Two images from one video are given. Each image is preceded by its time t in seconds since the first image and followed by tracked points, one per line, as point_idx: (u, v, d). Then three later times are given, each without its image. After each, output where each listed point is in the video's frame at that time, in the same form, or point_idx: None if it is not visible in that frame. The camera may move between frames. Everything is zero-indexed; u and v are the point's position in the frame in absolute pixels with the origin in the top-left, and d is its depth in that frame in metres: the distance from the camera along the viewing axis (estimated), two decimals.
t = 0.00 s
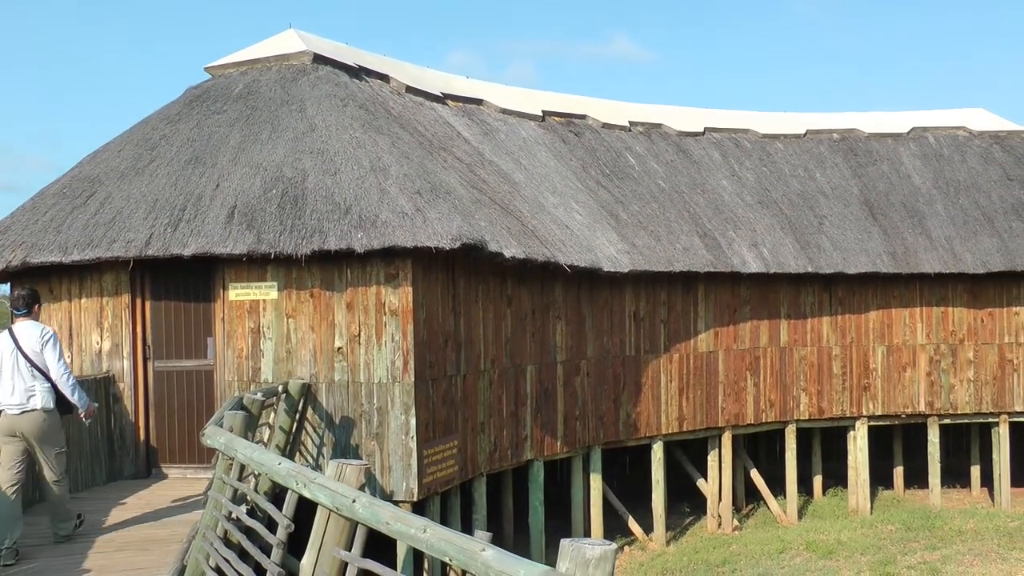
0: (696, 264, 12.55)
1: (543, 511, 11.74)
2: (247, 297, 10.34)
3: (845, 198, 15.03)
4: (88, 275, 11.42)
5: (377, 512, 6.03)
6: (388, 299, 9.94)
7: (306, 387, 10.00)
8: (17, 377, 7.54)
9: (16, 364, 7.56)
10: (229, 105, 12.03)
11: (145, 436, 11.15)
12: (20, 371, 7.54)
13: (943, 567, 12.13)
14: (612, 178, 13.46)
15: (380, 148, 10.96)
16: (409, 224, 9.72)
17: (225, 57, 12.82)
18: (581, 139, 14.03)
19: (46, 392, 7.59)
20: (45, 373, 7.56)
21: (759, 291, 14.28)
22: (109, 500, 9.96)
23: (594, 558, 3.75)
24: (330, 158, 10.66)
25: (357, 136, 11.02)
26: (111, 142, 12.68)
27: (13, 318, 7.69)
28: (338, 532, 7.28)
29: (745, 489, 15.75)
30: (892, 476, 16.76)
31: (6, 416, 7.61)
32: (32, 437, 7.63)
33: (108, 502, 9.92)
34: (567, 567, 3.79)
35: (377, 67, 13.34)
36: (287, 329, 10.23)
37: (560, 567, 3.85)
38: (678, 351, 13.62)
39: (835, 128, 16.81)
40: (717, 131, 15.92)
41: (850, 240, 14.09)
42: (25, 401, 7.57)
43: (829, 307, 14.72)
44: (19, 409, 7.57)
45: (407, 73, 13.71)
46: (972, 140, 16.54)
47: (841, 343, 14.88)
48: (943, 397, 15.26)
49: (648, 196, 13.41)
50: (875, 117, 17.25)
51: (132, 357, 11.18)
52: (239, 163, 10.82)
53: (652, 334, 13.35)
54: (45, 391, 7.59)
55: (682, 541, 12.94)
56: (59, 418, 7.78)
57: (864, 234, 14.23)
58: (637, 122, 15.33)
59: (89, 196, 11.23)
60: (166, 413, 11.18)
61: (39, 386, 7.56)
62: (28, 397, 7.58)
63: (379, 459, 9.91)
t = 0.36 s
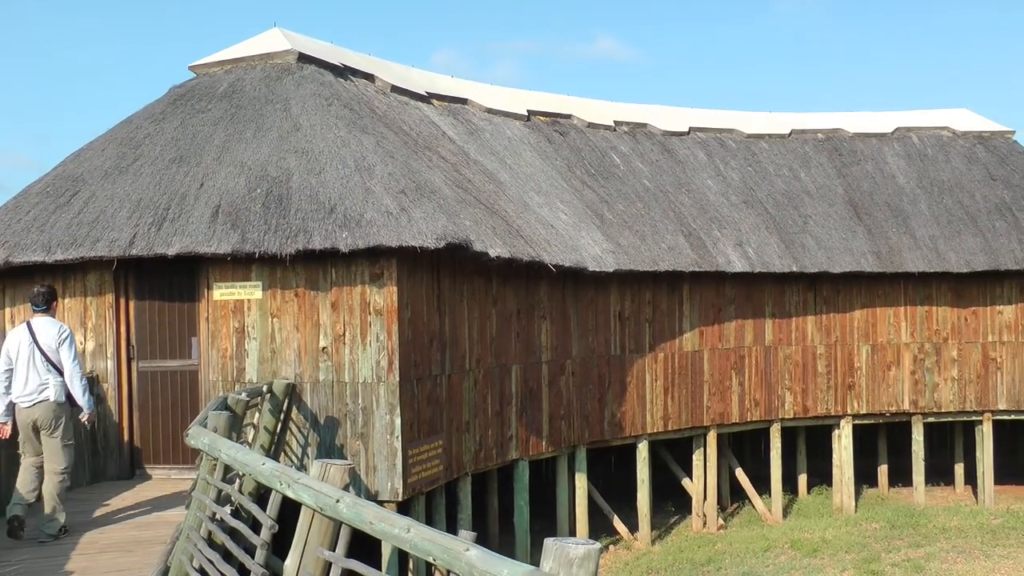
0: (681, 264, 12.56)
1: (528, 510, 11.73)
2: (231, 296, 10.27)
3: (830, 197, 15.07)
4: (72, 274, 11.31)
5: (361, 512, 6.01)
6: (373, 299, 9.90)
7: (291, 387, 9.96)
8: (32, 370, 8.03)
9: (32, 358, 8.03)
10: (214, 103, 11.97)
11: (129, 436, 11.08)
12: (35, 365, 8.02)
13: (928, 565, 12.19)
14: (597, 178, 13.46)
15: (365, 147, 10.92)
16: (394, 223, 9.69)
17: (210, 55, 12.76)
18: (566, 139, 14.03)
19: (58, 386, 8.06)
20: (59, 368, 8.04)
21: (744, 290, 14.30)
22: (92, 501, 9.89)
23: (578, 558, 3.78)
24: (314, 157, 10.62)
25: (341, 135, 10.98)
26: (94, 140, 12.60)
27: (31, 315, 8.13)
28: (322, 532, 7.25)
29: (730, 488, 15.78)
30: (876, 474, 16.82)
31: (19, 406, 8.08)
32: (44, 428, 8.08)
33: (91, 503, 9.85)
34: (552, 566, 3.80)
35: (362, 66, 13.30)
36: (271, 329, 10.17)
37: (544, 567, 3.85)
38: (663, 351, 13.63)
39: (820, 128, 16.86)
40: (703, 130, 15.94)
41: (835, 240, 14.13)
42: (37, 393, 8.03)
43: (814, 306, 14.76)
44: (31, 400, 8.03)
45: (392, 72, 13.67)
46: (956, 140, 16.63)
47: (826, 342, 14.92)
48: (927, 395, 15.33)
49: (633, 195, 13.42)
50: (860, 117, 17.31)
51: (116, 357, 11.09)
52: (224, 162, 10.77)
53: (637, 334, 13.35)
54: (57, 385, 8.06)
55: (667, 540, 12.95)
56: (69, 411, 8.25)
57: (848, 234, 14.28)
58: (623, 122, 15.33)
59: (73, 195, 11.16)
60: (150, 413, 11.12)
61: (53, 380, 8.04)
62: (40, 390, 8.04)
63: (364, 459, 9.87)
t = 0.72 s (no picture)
0: (661, 264, 12.56)
1: (508, 509, 11.73)
2: (211, 295, 10.19)
3: (810, 198, 15.11)
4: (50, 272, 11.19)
5: (340, 512, 5.99)
6: (353, 298, 9.86)
7: (270, 387, 9.90)
8: (28, 368, 8.33)
9: (27, 358, 8.32)
10: (194, 101, 11.89)
11: (107, 437, 10.99)
12: (31, 363, 8.31)
13: (907, 563, 12.24)
14: (578, 178, 13.46)
15: (345, 146, 10.87)
16: (374, 223, 9.65)
17: (190, 53, 12.67)
18: (547, 138, 14.01)
19: (53, 383, 8.35)
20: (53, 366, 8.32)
21: (725, 290, 14.34)
22: (69, 502, 9.79)
23: (556, 557, 3.78)
24: (294, 156, 10.56)
25: (321, 134, 10.93)
26: (73, 138, 12.49)
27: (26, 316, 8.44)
28: (302, 532, 7.22)
29: (710, 487, 15.82)
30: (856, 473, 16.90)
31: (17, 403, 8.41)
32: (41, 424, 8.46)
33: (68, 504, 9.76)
34: (530, 565, 3.82)
35: (343, 65, 13.25)
36: (251, 328, 10.11)
37: (522, 567, 3.87)
38: (644, 350, 13.64)
39: (801, 128, 16.90)
40: (684, 131, 15.96)
41: (815, 240, 14.18)
42: (32, 390, 8.33)
43: (794, 306, 14.81)
44: (27, 398, 8.35)
45: (373, 71, 13.62)
46: (935, 141, 16.72)
47: (806, 342, 14.97)
48: (906, 395, 15.41)
49: (613, 195, 13.42)
50: (841, 118, 17.37)
51: (94, 356, 10.97)
52: (203, 160, 10.69)
53: (618, 333, 13.35)
54: (52, 382, 8.35)
55: (648, 539, 12.95)
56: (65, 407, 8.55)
57: (828, 234, 14.33)
58: (604, 121, 15.33)
59: (51, 193, 11.07)
60: (129, 413, 11.03)
61: (48, 378, 8.34)
62: (35, 387, 8.34)
63: (344, 459, 9.82)
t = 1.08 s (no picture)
0: (641, 262, 12.56)
1: (487, 508, 11.73)
2: (190, 295, 10.12)
3: (789, 197, 15.16)
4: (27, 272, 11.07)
5: (319, 512, 5.96)
6: (332, 298, 9.82)
7: (249, 387, 9.84)
8: (20, 363, 8.75)
9: (19, 353, 8.74)
10: (172, 100, 11.80)
11: (85, 438, 10.90)
12: (22, 359, 8.73)
13: (885, 559, 12.31)
14: (557, 177, 13.45)
15: (324, 145, 10.82)
16: (353, 222, 9.62)
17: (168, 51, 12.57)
18: (527, 137, 14.00)
19: (45, 375, 8.81)
20: (43, 359, 8.77)
21: (704, 289, 14.36)
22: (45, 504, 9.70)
23: (535, 555, 3.85)
24: (273, 155, 10.50)
25: (300, 133, 10.87)
26: (50, 137, 12.37)
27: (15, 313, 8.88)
28: (280, 532, 7.18)
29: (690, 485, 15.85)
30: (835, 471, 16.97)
31: (13, 397, 8.86)
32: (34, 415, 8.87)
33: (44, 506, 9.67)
34: (508, 564, 3.86)
35: (322, 64, 13.19)
36: (230, 328, 10.05)
37: (500, 565, 3.91)
38: (623, 349, 13.64)
39: (780, 128, 16.96)
40: (664, 130, 15.98)
41: (794, 239, 14.22)
42: (28, 384, 8.78)
43: (773, 305, 14.86)
44: (23, 391, 8.79)
45: (352, 70, 13.56)
46: (914, 141, 16.82)
47: (785, 340, 15.02)
48: (885, 392, 15.49)
49: (593, 194, 13.43)
50: (820, 118, 17.44)
51: (71, 356, 10.87)
52: (182, 159, 10.62)
53: (597, 332, 13.35)
54: (45, 374, 8.81)
55: (627, 538, 12.96)
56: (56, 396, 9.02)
57: (807, 233, 14.38)
58: (584, 120, 15.34)
59: (28, 192, 10.96)
60: (107, 414, 10.94)
61: (38, 371, 8.78)
62: (30, 381, 8.79)
63: (323, 459, 9.79)
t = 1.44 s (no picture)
0: (619, 260, 12.56)
1: (467, 507, 11.72)
2: (167, 293, 10.04)
3: (767, 195, 15.20)
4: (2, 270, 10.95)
5: (296, 510, 5.93)
6: (310, 295, 9.76)
7: (227, 385, 9.77)
8: (21, 363, 8.97)
9: (20, 354, 8.94)
10: (149, 96, 11.70)
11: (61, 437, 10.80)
12: (23, 359, 8.95)
13: (863, 555, 12.38)
14: (536, 174, 13.43)
15: (301, 142, 10.76)
16: (331, 219, 9.56)
17: (144, 47, 12.45)
18: (505, 135, 13.97)
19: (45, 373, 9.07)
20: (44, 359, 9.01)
21: (683, 286, 14.40)
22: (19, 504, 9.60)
23: (511, 553, 3.89)
24: (250, 152, 10.42)
25: (278, 130, 10.80)
26: (25, 133, 12.24)
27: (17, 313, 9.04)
28: (257, 531, 7.13)
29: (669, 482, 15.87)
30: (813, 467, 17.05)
31: (12, 394, 9.06)
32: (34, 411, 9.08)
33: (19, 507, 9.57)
34: (486, 562, 3.92)
35: (300, 61, 13.12)
36: (207, 326, 9.97)
37: (478, 563, 3.97)
38: (602, 346, 13.65)
39: (759, 126, 17.00)
40: (642, 127, 15.99)
41: (772, 237, 14.26)
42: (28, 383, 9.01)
43: (751, 302, 14.90)
44: (23, 389, 9.01)
45: (330, 67, 13.50)
46: (891, 139, 16.90)
47: (763, 337, 15.06)
48: (862, 389, 15.56)
49: (571, 192, 13.42)
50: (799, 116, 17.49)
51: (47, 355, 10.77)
52: (159, 156, 10.53)
53: (576, 329, 13.35)
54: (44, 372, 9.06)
55: (606, 535, 12.97)
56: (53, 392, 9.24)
57: (785, 231, 14.42)
58: (562, 118, 15.32)
59: (3, 189, 10.84)
60: (83, 413, 10.85)
61: (37, 370, 9.01)
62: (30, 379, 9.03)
63: (301, 457, 9.74)
